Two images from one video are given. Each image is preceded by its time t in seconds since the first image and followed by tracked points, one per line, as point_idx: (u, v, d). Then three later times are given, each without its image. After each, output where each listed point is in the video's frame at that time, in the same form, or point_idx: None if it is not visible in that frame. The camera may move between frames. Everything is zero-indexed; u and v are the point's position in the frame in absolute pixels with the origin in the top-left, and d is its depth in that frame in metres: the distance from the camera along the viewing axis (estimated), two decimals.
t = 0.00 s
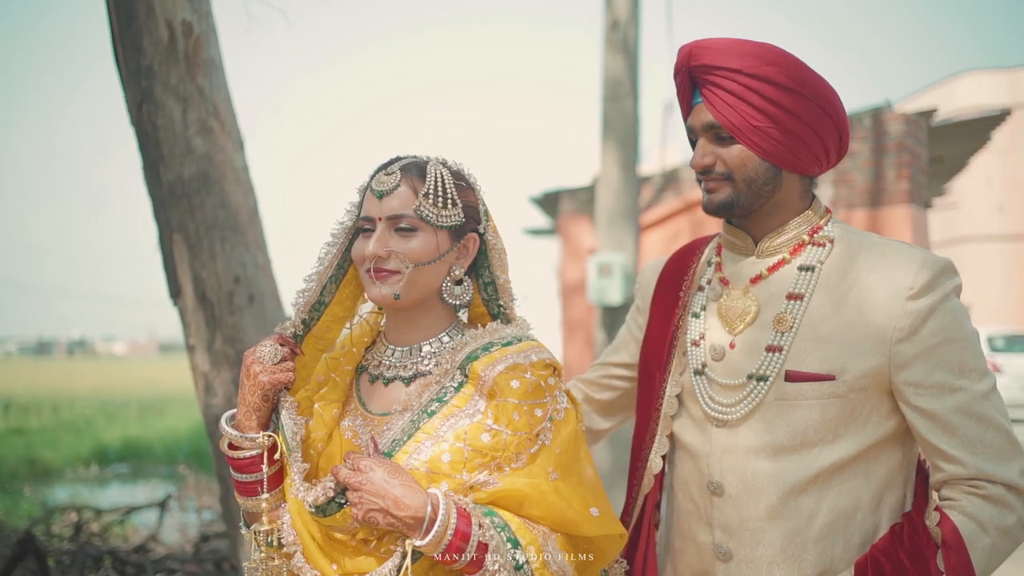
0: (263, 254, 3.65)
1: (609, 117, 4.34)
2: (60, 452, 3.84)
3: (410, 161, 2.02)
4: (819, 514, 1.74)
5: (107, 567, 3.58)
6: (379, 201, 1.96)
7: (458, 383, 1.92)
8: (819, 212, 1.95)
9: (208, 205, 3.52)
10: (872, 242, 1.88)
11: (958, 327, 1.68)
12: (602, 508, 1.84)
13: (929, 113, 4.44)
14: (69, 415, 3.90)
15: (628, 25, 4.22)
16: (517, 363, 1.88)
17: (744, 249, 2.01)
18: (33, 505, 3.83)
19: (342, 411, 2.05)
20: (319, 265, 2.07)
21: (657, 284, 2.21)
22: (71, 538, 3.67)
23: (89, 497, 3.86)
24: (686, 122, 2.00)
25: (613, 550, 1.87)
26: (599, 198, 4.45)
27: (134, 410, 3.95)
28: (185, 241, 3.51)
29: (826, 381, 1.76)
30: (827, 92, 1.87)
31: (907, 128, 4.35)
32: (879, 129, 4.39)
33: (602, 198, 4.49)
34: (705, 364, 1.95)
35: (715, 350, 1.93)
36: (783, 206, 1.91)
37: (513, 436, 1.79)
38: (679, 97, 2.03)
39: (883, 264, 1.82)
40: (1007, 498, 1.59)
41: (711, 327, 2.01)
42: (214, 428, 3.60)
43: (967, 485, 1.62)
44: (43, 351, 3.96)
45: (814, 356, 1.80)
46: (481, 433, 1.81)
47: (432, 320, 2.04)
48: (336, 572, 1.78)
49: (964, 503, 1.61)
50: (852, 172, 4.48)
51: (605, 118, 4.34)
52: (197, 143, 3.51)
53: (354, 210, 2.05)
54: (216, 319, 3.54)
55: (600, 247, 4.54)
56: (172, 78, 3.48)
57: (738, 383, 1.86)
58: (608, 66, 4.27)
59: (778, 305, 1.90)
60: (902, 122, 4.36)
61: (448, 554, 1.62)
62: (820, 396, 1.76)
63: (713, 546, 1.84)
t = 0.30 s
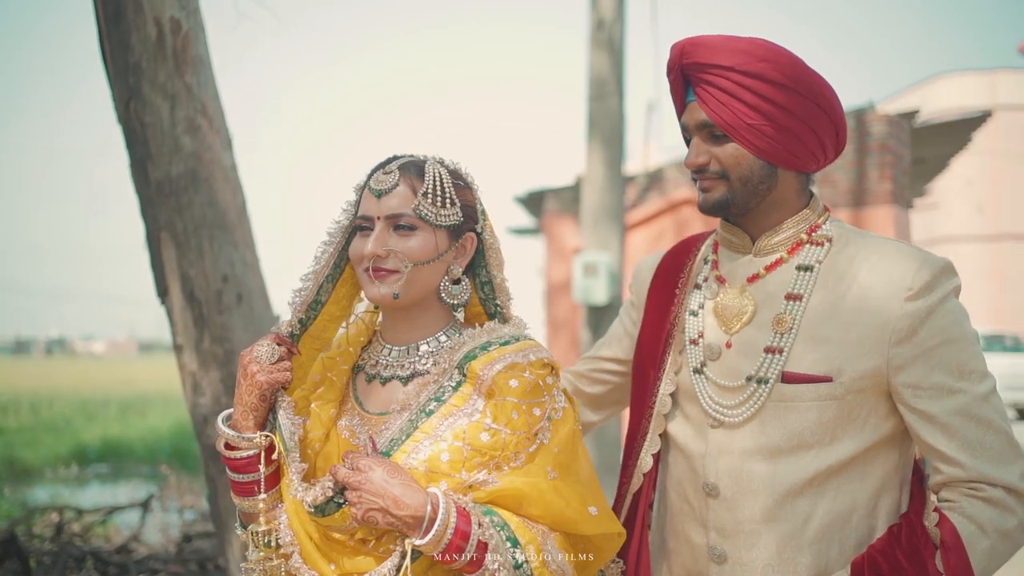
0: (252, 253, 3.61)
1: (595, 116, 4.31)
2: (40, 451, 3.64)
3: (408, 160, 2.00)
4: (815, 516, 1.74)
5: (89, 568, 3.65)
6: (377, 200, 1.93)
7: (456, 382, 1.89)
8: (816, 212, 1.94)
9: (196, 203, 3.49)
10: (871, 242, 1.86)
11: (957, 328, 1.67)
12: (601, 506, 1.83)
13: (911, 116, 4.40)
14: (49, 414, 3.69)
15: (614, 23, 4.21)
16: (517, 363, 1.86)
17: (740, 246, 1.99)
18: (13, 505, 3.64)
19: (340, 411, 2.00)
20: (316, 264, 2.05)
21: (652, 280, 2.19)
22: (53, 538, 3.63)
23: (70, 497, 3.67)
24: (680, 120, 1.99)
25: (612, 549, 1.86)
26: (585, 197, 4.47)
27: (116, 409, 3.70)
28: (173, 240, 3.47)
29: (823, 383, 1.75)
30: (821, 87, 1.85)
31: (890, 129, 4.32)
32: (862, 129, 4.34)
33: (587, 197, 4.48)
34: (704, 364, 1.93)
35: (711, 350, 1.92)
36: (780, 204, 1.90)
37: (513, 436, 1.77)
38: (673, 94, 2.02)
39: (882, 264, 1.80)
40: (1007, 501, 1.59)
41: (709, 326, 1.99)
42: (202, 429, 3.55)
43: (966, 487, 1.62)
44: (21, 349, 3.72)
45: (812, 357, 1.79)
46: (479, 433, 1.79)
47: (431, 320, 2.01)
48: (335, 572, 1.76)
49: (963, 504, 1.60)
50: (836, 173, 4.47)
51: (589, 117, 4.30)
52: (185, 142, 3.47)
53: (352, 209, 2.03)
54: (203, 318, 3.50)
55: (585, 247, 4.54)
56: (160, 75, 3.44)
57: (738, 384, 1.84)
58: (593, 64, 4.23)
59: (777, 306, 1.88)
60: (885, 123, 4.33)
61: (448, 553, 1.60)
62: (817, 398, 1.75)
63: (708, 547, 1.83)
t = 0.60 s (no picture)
0: (242, 252, 3.59)
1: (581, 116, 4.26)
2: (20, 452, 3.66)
3: (408, 159, 1.99)
4: (810, 518, 1.75)
5: (72, 569, 3.48)
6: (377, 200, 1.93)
7: (456, 382, 1.88)
8: (815, 211, 1.94)
9: (186, 203, 3.47)
10: (870, 242, 1.87)
11: (957, 329, 1.67)
12: (601, 505, 1.84)
13: (895, 118, 4.65)
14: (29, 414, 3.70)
15: (600, 25, 4.13)
16: (517, 363, 1.85)
17: (739, 245, 1.99)
18: None
19: (338, 411, 2.00)
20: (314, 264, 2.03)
21: (648, 278, 2.19)
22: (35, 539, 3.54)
23: (52, 498, 3.69)
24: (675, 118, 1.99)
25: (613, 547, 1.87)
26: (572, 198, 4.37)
27: (95, 409, 3.72)
28: (162, 240, 3.44)
29: (820, 385, 1.76)
30: (817, 83, 1.84)
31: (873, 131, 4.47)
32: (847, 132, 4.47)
33: (574, 197, 4.39)
34: (701, 363, 1.93)
35: (708, 349, 1.92)
36: (777, 203, 1.90)
37: (514, 435, 1.77)
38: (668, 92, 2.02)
39: (881, 265, 1.80)
40: (1002, 504, 1.59)
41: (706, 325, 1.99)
42: (190, 429, 3.51)
43: (961, 489, 1.63)
44: None
45: (811, 358, 1.79)
46: (480, 433, 1.78)
47: (430, 319, 2.00)
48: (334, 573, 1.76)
49: (958, 505, 1.61)
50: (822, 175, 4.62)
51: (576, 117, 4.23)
52: (174, 141, 3.45)
53: (349, 208, 2.02)
54: (193, 318, 3.47)
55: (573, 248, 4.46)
56: (149, 74, 3.42)
57: (736, 385, 1.84)
58: (580, 65, 4.15)
59: (776, 307, 1.88)
60: (868, 124, 4.50)
61: (450, 553, 1.60)
62: (814, 400, 1.76)
63: (702, 548, 1.83)
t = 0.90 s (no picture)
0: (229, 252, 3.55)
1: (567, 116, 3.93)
2: None
3: (407, 159, 1.99)
4: (803, 519, 1.76)
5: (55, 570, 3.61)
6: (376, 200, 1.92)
7: (456, 382, 1.89)
8: (811, 209, 1.95)
9: (174, 202, 3.44)
10: (866, 243, 1.87)
11: (953, 331, 1.68)
12: (601, 503, 1.85)
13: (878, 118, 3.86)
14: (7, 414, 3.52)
15: (586, 25, 3.85)
16: (517, 362, 1.86)
17: (734, 243, 2.00)
18: None
19: (337, 412, 1.99)
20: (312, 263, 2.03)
21: (642, 276, 2.19)
22: (16, 539, 3.56)
23: (31, 499, 3.53)
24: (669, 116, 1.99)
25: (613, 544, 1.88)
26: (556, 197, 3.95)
27: (75, 409, 3.51)
28: (150, 239, 3.42)
29: (815, 386, 1.77)
30: (813, 83, 1.84)
31: (856, 132, 3.85)
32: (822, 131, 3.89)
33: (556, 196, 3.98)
34: (695, 362, 1.94)
35: (702, 348, 1.93)
36: (771, 202, 1.91)
37: (515, 434, 1.78)
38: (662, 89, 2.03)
39: (876, 266, 1.81)
40: (992, 508, 1.61)
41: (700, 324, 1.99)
42: (177, 431, 3.47)
43: (951, 492, 1.64)
44: None
45: (807, 359, 1.81)
46: (481, 432, 1.79)
47: (428, 319, 2.00)
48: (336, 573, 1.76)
49: (947, 506, 1.63)
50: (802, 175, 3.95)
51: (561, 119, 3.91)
52: (162, 139, 3.43)
53: (347, 208, 2.02)
54: (181, 318, 3.46)
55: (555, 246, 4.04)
56: (137, 72, 3.40)
57: (731, 385, 1.85)
58: (563, 65, 3.87)
59: (773, 306, 1.89)
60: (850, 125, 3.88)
61: (452, 553, 1.61)
62: (808, 401, 1.77)
63: (694, 549, 1.85)
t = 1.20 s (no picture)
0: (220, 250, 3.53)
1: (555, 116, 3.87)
2: None
3: (408, 158, 1.99)
4: (795, 521, 1.77)
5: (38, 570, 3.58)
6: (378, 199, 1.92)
7: (458, 381, 1.89)
8: (807, 209, 1.96)
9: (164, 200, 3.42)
10: (861, 243, 1.88)
11: (947, 334, 1.69)
12: (602, 501, 1.85)
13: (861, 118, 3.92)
14: None
15: (573, 25, 3.80)
16: (520, 361, 1.86)
17: (729, 241, 2.01)
18: None
19: (338, 411, 1.99)
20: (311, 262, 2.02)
21: (636, 274, 2.19)
22: None
23: (13, 500, 3.52)
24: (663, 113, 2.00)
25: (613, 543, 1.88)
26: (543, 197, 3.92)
27: (56, 410, 3.52)
28: (140, 238, 3.39)
29: (809, 388, 1.78)
30: (807, 80, 1.84)
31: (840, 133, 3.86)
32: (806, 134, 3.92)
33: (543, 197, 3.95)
34: (689, 361, 1.94)
35: (696, 348, 1.93)
36: (765, 201, 1.92)
37: (518, 432, 1.78)
38: (657, 88, 2.04)
39: (871, 269, 1.82)
40: (982, 512, 1.63)
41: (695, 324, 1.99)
42: (168, 430, 3.45)
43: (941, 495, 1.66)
44: None
45: (801, 360, 1.82)
46: (486, 430, 1.80)
47: (429, 318, 2.00)
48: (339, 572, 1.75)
49: (937, 508, 1.65)
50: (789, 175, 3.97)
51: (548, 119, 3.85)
52: (152, 137, 3.41)
53: (346, 207, 2.01)
54: (171, 317, 3.42)
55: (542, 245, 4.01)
56: (127, 69, 3.37)
57: (725, 386, 1.86)
58: (550, 65, 3.82)
59: (768, 306, 1.90)
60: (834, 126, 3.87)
61: (458, 552, 1.63)
62: (802, 403, 1.78)
63: (687, 550, 1.86)
